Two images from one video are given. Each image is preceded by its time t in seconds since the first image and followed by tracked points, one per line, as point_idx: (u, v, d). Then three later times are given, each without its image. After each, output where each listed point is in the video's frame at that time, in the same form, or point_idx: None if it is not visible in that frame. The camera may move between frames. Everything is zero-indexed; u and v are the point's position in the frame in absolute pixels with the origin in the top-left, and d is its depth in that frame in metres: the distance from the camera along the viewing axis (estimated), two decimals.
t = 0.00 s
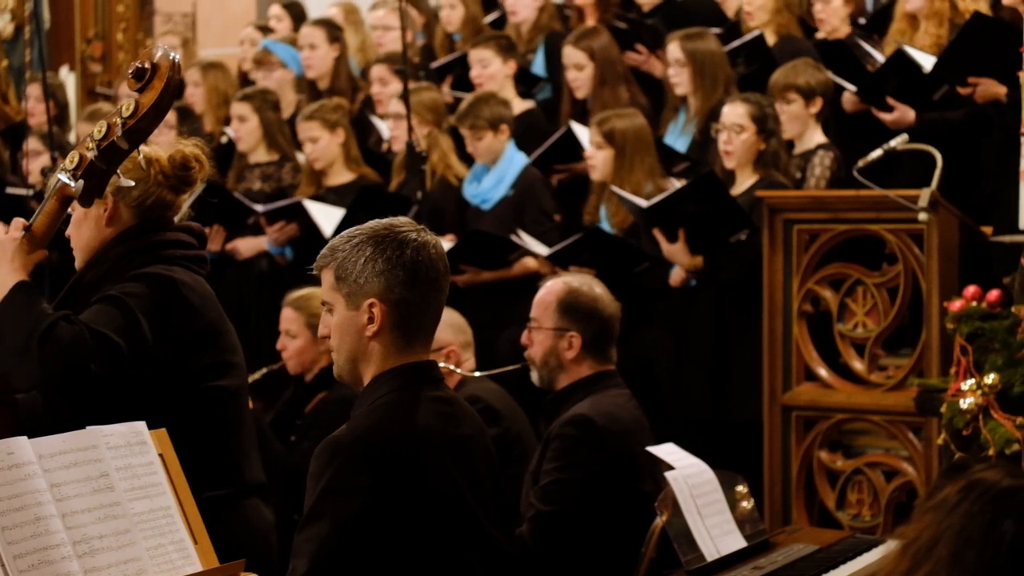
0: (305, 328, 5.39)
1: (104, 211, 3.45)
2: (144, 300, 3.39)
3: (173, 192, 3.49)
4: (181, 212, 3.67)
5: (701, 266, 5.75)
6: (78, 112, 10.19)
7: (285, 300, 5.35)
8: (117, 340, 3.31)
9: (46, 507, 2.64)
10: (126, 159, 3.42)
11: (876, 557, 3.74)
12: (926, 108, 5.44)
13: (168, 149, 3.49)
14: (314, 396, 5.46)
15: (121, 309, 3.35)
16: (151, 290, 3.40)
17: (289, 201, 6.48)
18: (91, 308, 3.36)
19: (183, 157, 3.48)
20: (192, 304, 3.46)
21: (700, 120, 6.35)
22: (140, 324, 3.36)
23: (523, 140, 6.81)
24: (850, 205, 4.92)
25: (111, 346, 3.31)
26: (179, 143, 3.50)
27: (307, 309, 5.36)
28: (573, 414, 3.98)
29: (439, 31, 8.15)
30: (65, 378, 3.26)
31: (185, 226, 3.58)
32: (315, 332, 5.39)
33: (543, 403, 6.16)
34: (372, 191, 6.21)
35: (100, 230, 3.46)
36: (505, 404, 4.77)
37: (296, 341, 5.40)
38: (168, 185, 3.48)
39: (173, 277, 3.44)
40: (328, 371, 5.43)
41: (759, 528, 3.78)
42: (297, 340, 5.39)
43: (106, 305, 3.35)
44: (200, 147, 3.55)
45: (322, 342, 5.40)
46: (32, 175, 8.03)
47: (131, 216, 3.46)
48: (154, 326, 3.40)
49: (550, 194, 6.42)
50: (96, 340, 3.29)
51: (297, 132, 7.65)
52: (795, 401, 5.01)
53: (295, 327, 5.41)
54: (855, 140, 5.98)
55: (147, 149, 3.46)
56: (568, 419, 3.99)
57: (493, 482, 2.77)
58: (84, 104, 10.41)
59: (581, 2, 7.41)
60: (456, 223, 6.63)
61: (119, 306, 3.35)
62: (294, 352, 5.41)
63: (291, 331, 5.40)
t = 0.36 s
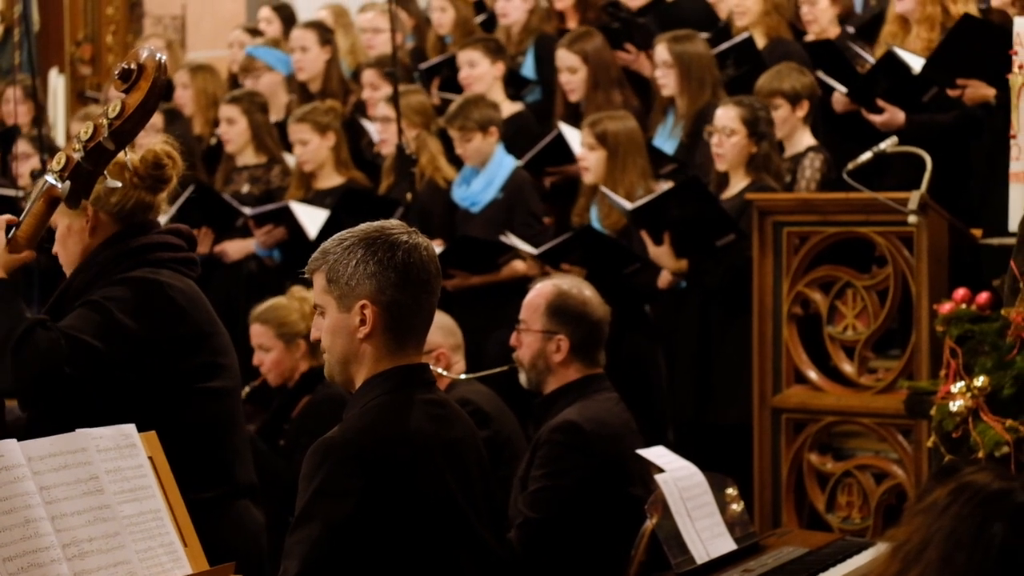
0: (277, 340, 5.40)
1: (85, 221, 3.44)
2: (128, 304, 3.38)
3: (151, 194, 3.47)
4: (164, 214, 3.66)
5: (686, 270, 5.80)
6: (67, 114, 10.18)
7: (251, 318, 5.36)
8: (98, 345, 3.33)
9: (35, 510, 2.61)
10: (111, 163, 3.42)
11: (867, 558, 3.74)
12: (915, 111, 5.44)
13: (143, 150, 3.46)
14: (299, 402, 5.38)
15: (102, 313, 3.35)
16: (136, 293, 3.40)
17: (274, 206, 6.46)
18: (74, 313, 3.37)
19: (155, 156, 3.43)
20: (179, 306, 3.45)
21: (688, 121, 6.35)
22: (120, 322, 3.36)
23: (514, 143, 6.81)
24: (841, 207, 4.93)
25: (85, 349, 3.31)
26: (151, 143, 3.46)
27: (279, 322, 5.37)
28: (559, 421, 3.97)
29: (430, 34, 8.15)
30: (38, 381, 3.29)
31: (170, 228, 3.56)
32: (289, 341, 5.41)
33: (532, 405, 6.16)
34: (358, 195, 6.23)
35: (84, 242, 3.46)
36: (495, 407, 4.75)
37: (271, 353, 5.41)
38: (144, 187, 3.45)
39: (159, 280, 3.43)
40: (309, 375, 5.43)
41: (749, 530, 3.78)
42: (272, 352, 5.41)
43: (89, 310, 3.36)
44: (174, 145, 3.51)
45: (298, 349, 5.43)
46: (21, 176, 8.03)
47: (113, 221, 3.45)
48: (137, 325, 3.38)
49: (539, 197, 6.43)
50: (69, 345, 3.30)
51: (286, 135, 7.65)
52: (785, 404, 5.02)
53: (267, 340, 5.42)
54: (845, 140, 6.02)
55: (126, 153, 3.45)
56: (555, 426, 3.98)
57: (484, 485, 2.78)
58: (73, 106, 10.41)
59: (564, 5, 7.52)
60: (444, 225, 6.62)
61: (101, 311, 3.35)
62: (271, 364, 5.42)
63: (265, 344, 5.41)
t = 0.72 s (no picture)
0: (268, 343, 5.37)
1: (79, 227, 3.44)
2: (120, 310, 3.38)
3: (145, 199, 3.46)
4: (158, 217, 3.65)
5: (685, 278, 5.78)
6: (60, 120, 10.18)
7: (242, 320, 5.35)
8: (88, 351, 3.32)
9: (28, 516, 2.60)
10: (105, 169, 3.40)
11: (861, 564, 3.74)
12: (910, 119, 5.44)
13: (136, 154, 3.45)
14: (288, 405, 5.36)
15: (94, 319, 3.35)
16: (128, 299, 3.40)
17: (268, 212, 6.44)
18: (66, 320, 3.36)
19: (149, 162, 3.43)
20: (172, 313, 3.45)
21: (681, 128, 6.36)
22: (113, 329, 3.36)
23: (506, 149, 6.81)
24: (835, 213, 4.94)
25: (77, 355, 3.31)
26: (145, 148, 3.45)
27: (269, 324, 5.35)
28: (550, 427, 3.96)
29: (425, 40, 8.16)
30: (31, 387, 3.27)
31: (163, 233, 3.56)
32: (279, 343, 5.38)
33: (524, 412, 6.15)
34: (354, 203, 6.22)
35: (78, 248, 3.46)
36: (488, 412, 4.75)
37: (261, 355, 5.39)
38: (138, 192, 3.44)
39: (152, 286, 3.44)
40: (299, 378, 5.37)
41: (743, 536, 3.79)
42: (262, 355, 5.38)
43: (80, 316, 3.35)
44: (168, 149, 3.50)
45: (288, 352, 5.39)
46: (15, 182, 8.03)
47: (106, 228, 3.45)
48: (129, 331, 3.39)
49: (532, 204, 6.41)
50: (62, 351, 3.29)
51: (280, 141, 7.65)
52: (779, 409, 5.02)
53: (256, 342, 5.40)
54: (839, 146, 5.95)
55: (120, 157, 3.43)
56: (546, 433, 3.97)
57: (479, 491, 2.78)
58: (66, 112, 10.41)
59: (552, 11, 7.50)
60: (439, 229, 6.63)
61: (92, 317, 3.35)
62: (260, 367, 5.39)
63: (255, 346, 5.39)
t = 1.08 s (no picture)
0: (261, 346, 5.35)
1: (72, 236, 3.42)
2: (113, 321, 3.38)
3: (139, 208, 3.46)
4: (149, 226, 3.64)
5: (682, 287, 5.79)
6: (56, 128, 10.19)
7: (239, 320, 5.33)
8: (83, 364, 3.31)
9: (25, 525, 2.59)
10: (101, 179, 3.40)
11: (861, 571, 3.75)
12: (905, 127, 5.47)
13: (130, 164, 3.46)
14: (277, 411, 5.38)
15: (87, 331, 3.34)
16: (122, 311, 3.39)
17: (263, 220, 6.45)
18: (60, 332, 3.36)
19: (143, 171, 3.44)
20: (167, 323, 3.45)
21: (678, 136, 6.38)
22: (107, 342, 3.35)
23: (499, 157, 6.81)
24: (832, 222, 4.94)
25: (73, 369, 3.30)
26: (139, 157, 3.46)
27: (264, 328, 5.33)
28: (538, 442, 3.95)
29: (422, 50, 8.17)
30: (31, 398, 3.28)
31: (156, 242, 3.55)
32: (272, 348, 5.35)
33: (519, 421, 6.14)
34: (353, 212, 6.23)
35: (70, 255, 3.44)
36: (484, 421, 4.75)
37: (253, 358, 5.36)
38: (132, 202, 3.44)
39: (146, 297, 3.44)
40: (288, 384, 5.38)
41: (740, 546, 3.77)
42: (254, 359, 5.35)
43: (74, 329, 3.34)
44: (162, 158, 3.51)
45: (280, 357, 5.37)
46: (12, 191, 8.04)
47: (100, 237, 3.44)
48: (123, 343, 3.38)
49: (531, 212, 6.41)
50: (59, 363, 3.29)
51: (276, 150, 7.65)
52: (775, 419, 5.03)
53: (250, 345, 5.37)
54: (835, 154, 5.85)
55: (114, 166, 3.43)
56: (533, 446, 3.96)
57: (476, 500, 2.78)
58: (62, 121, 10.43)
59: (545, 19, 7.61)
60: (437, 237, 6.63)
61: (86, 329, 3.34)
62: (252, 370, 5.37)
63: (247, 348, 5.36)
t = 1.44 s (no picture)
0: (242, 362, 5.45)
1: (77, 243, 3.42)
2: (104, 330, 3.37)
3: (145, 219, 3.48)
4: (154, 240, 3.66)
5: (676, 297, 5.78)
6: (56, 138, 10.22)
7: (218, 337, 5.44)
8: (67, 369, 3.28)
9: (22, 534, 2.59)
10: (100, 187, 3.41)
11: None
12: (904, 137, 5.51)
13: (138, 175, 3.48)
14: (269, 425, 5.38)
15: (76, 339, 3.33)
16: (115, 320, 3.39)
17: (263, 230, 6.43)
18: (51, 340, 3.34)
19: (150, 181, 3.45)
20: (162, 334, 3.45)
21: (677, 146, 6.38)
22: (95, 348, 3.34)
23: (501, 164, 6.79)
24: (830, 231, 4.95)
25: (56, 375, 3.26)
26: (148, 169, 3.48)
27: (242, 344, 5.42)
28: (510, 462, 3.94)
29: (420, 59, 8.19)
30: (4, 407, 3.19)
31: (159, 253, 3.56)
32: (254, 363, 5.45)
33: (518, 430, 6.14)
34: (353, 221, 6.25)
35: (74, 263, 3.43)
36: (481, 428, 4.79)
37: (235, 374, 5.47)
38: (139, 213, 3.46)
39: (142, 307, 3.44)
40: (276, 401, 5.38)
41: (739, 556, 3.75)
42: (235, 373, 5.47)
43: (64, 337, 3.33)
44: (170, 171, 3.53)
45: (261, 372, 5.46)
46: (12, 201, 8.05)
47: (105, 246, 3.44)
48: (112, 350, 3.37)
49: (530, 220, 6.43)
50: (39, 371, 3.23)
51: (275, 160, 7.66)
52: (773, 428, 5.05)
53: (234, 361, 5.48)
54: (830, 169, 5.96)
55: (120, 176, 3.45)
56: (505, 466, 3.96)
57: (474, 511, 2.78)
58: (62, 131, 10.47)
59: (546, 28, 7.64)
60: (436, 246, 6.67)
61: (75, 336, 3.33)
62: (235, 386, 5.48)
63: (229, 364, 5.47)
